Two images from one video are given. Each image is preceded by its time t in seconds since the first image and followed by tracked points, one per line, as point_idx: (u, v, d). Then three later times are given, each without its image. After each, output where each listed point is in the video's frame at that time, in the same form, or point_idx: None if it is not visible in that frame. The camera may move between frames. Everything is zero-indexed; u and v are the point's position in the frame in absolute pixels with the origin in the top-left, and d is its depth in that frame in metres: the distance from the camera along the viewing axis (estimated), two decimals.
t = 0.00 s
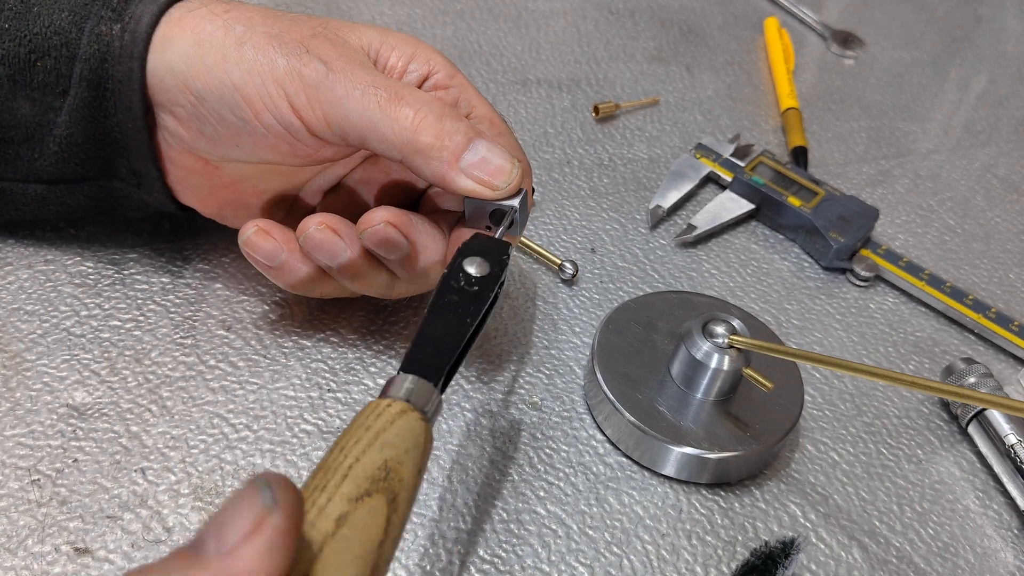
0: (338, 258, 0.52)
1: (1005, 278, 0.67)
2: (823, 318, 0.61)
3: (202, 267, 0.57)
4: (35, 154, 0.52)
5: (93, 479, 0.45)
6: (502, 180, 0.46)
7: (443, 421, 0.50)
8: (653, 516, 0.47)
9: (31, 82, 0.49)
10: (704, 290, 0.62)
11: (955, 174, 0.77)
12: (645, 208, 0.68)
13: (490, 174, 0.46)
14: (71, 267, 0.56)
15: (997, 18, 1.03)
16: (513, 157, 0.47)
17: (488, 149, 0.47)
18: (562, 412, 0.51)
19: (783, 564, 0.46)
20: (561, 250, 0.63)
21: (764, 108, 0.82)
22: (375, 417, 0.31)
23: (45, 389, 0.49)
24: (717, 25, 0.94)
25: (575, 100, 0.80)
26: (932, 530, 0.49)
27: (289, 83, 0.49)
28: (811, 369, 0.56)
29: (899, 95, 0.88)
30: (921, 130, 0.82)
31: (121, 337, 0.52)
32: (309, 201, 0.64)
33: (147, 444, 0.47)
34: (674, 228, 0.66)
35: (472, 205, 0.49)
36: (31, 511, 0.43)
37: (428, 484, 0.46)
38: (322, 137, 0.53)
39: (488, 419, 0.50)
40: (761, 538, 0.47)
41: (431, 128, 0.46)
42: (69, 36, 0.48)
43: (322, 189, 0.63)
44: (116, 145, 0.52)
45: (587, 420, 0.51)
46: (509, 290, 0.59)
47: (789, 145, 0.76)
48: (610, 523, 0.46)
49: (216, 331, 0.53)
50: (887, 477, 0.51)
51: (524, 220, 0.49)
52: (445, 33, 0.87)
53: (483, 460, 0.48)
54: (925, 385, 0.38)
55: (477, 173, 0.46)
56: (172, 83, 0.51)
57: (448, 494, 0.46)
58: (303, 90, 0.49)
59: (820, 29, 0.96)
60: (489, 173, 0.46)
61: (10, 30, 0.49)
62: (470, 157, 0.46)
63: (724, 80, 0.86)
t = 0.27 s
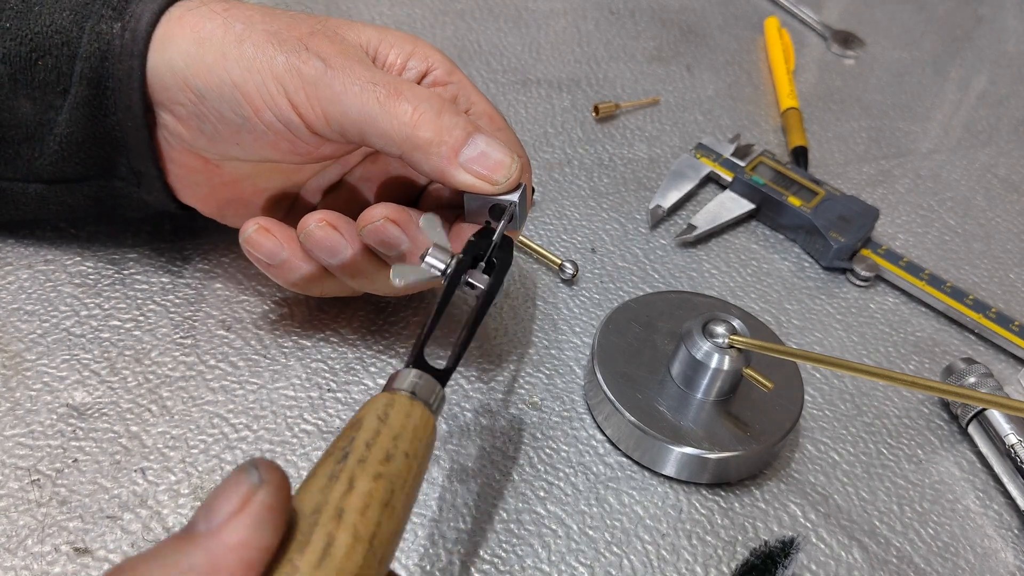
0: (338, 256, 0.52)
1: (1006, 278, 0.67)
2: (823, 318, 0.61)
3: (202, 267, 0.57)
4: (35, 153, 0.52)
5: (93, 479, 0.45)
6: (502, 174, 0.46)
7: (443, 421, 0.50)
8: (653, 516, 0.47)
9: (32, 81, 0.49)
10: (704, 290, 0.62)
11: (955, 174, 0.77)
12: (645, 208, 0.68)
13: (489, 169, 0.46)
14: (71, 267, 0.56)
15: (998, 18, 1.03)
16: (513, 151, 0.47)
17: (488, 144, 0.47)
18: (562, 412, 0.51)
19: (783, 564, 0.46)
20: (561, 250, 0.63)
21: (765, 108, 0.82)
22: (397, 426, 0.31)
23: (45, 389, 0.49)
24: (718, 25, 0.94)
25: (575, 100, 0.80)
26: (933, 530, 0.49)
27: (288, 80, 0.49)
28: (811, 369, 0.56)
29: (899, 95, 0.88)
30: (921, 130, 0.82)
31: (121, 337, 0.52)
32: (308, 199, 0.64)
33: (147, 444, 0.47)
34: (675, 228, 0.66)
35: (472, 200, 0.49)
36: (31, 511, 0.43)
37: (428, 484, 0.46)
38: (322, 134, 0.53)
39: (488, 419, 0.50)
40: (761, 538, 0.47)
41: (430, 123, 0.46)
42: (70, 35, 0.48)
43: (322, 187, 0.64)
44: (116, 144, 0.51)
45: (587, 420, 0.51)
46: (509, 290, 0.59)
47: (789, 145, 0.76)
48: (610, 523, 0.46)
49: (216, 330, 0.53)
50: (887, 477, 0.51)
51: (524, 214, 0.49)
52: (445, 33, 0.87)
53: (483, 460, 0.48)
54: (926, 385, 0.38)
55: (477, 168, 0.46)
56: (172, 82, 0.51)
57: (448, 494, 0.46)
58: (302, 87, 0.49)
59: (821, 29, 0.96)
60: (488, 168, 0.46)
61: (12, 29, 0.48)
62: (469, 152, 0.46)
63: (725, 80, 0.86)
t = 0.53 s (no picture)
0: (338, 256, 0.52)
1: (1006, 278, 0.67)
2: (823, 318, 0.61)
3: (202, 267, 0.57)
4: (35, 154, 0.52)
5: (93, 479, 0.45)
6: (501, 173, 0.46)
7: (443, 421, 0.50)
8: (653, 516, 0.47)
9: (31, 82, 0.49)
10: (704, 290, 0.62)
11: (955, 174, 0.77)
12: (645, 208, 0.68)
13: (488, 167, 0.46)
14: (71, 267, 0.56)
15: (998, 18, 1.03)
16: (512, 150, 0.47)
17: (487, 143, 0.47)
18: (562, 412, 0.51)
19: (782, 562, 0.46)
20: (561, 250, 0.63)
21: (765, 108, 0.82)
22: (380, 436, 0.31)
23: (45, 389, 0.49)
24: (718, 25, 0.94)
25: (575, 100, 0.80)
26: (933, 530, 0.49)
27: (287, 81, 0.49)
28: (811, 369, 0.56)
29: (899, 94, 0.88)
30: (921, 130, 0.82)
31: (121, 337, 0.52)
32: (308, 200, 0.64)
33: (147, 444, 0.47)
34: (675, 228, 0.66)
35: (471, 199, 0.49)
36: (31, 511, 0.43)
37: (428, 484, 0.46)
38: (321, 134, 0.53)
39: (488, 419, 0.50)
40: (761, 538, 0.47)
41: (429, 122, 0.46)
42: (69, 36, 0.48)
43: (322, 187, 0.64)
44: (115, 145, 0.51)
45: (587, 420, 0.51)
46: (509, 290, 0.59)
47: (789, 145, 0.76)
48: (610, 523, 0.46)
49: (216, 331, 0.53)
50: (887, 477, 0.51)
51: (523, 212, 0.49)
52: (445, 33, 0.87)
53: (483, 460, 0.48)
54: (926, 385, 0.38)
55: (476, 166, 0.46)
56: (172, 83, 0.51)
57: (448, 494, 0.46)
58: (301, 88, 0.49)
59: (821, 29, 0.96)
60: (487, 166, 0.46)
61: (12, 30, 0.48)
62: (468, 151, 0.46)
63: (725, 79, 0.86)
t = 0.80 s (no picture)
0: (340, 253, 0.52)
1: (1006, 277, 0.66)
2: (823, 318, 0.61)
3: (202, 267, 0.57)
4: (35, 155, 0.52)
5: (93, 479, 0.45)
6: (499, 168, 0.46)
7: (443, 421, 0.50)
8: (653, 516, 0.47)
9: (31, 84, 0.49)
10: (704, 290, 0.62)
11: (955, 174, 0.77)
12: (645, 208, 0.68)
13: (485, 163, 0.46)
14: (71, 267, 0.56)
15: (998, 18, 1.03)
16: (509, 145, 0.47)
17: (484, 138, 0.47)
18: (562, 412, 0.51)
19: (781, 561, 0.46)
20: (562, 250, 0.63)
21: (765, 107, 0.82)
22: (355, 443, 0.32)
23: (45, 389, 0.49)
24: (718, 25, 0.94)
25: (575, 100, 0.80)
26: (933, 530, 0.49)
27: (284, 80, 0.49)
28: (811, 369, 0.56)
29: (899, 94, 0.87)
30: (921, 130, 0.82)
31: (121, 337, 0.52)
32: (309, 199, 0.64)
33: (147, 444, 0.47)
34: (675, 228, 0.66)
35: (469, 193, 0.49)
36: (31, 511, 0.43)
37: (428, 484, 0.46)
38: (320, 133, 0.53)
39: (488, 419, 0.50)
40: (761, 538, 0.47)
41: (426, 118, 0.46)
42: (69, 38, 0.48)
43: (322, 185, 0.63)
44: (114, 146, 0.51)
45: (587, 420, 0.51)
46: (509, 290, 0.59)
47: (789, 145, 0.76)
48: (610, 523, 0.46)
49: (216, 331, 0.53)
50: (887, 477, 0.51)
51: (519, 208, 0.49)
52: (445, 33, 0.87)
53: (483, 460, 0.48)
54: (926, 385, 0.38)
55: (474, 162, 0.46)
56: (171, 84, 0.51)
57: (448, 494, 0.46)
58: (299, 87, 0.49)
59: (821, 29, 0.96)
60: (485, 161, 0.46)
61: (12, 32, 0.49)
62: (466, 146, 0.46)
63: (724, 79, 0.86)
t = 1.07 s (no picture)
0: (336, 248, 0.53)
1: (1006, 277, 0.66)
2: (823, 318, 0.61)
3: (202, 267, 0.57)
4: (34, 154, 0.52)
5: (93, 479, 0.45)
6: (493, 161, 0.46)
7: (444, 421, 0.50)
8: (653, 516, 0.47)
9: (30, 83, 0.50)
10: (704, 290, 0.62)
11: (955, 174, 0.77)
12: (645, 208, 0.68)
13: (478, 155, 0.46)
14: (71, 267, 0.56)
15: (998, 18, 1.03)
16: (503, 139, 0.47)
17: (477, 130, 0.47)
18: (562, 412, 0.51)
19: (782, 562, 0.46)
20: (562, 250, 0.63)
21: (765, 107, 0.82)
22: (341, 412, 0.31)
23: (45, 389, 0.49)
24: (718, 25, 0.94)
25: (575, 100, 0.80)
26: (933, 530, 0.49)
27: (278, 76, 0.49)
28: (811, 369, 0.56)
29: (899, 94, 0.87)
30: (921, 130, 0.82)
31: (121, 337, 0.52)
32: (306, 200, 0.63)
33: (147, 444, 0.47)
34: (674, 228, 0.66)
35: (463, 184, 0.49)
36: (31, 511, 0.43)
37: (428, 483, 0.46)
38: (314, 130, 0.52)
39: (488, 419, 0.50)
40: (761, 538, 0.47)
41: (419, 112, 0.46)
42: (69, 37, 0.48)
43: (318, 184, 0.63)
44: (112, 145, 0.51)
45: (587, 420, 0.51)
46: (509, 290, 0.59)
47: (789, 145, 0.76)
48: (610, 523, 0.46)
49: (216, 331, 0.53)
50: (888, 477, 0.51)
51: (513, 200, 0.48)
52: (445, 33, 0.87)
53: (483, 460, 0.48)
54: (926, 385, 0.38)
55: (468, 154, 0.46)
56: (165, 82, 0.51)
57: (448, 494, 0.46)
58: (292, 83, 0.49)
59: (821, 29, 0.96)
60: (478, 153, 0.46)
61: (12, 31, 0.49)
62: (459, 139, 0.46)
63: (724, 80, 0.86)
